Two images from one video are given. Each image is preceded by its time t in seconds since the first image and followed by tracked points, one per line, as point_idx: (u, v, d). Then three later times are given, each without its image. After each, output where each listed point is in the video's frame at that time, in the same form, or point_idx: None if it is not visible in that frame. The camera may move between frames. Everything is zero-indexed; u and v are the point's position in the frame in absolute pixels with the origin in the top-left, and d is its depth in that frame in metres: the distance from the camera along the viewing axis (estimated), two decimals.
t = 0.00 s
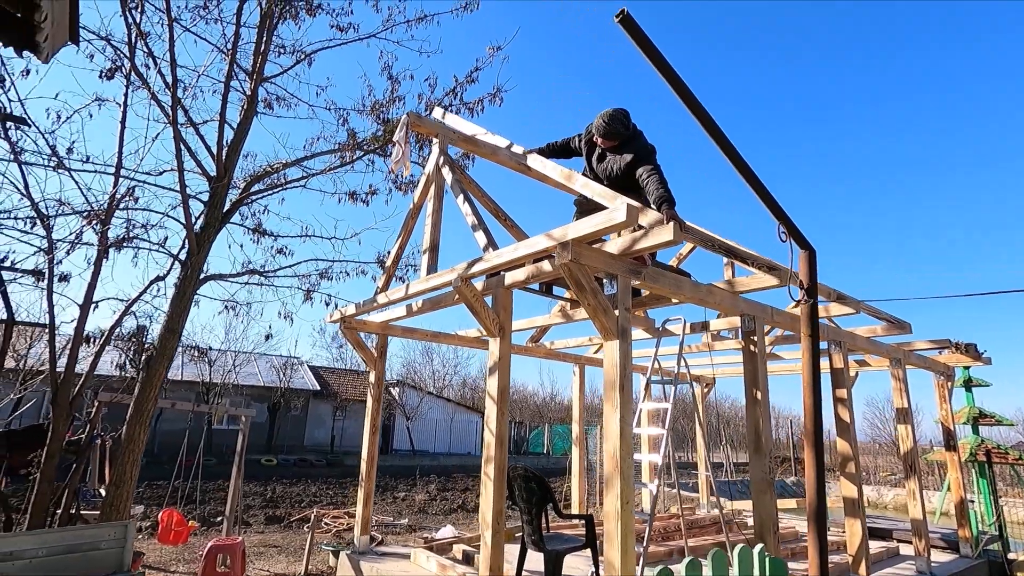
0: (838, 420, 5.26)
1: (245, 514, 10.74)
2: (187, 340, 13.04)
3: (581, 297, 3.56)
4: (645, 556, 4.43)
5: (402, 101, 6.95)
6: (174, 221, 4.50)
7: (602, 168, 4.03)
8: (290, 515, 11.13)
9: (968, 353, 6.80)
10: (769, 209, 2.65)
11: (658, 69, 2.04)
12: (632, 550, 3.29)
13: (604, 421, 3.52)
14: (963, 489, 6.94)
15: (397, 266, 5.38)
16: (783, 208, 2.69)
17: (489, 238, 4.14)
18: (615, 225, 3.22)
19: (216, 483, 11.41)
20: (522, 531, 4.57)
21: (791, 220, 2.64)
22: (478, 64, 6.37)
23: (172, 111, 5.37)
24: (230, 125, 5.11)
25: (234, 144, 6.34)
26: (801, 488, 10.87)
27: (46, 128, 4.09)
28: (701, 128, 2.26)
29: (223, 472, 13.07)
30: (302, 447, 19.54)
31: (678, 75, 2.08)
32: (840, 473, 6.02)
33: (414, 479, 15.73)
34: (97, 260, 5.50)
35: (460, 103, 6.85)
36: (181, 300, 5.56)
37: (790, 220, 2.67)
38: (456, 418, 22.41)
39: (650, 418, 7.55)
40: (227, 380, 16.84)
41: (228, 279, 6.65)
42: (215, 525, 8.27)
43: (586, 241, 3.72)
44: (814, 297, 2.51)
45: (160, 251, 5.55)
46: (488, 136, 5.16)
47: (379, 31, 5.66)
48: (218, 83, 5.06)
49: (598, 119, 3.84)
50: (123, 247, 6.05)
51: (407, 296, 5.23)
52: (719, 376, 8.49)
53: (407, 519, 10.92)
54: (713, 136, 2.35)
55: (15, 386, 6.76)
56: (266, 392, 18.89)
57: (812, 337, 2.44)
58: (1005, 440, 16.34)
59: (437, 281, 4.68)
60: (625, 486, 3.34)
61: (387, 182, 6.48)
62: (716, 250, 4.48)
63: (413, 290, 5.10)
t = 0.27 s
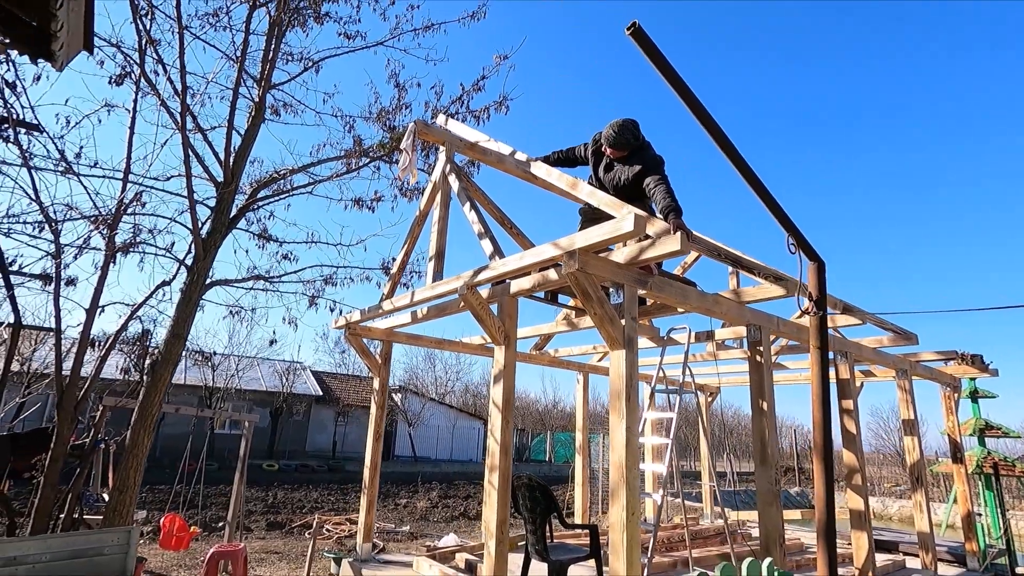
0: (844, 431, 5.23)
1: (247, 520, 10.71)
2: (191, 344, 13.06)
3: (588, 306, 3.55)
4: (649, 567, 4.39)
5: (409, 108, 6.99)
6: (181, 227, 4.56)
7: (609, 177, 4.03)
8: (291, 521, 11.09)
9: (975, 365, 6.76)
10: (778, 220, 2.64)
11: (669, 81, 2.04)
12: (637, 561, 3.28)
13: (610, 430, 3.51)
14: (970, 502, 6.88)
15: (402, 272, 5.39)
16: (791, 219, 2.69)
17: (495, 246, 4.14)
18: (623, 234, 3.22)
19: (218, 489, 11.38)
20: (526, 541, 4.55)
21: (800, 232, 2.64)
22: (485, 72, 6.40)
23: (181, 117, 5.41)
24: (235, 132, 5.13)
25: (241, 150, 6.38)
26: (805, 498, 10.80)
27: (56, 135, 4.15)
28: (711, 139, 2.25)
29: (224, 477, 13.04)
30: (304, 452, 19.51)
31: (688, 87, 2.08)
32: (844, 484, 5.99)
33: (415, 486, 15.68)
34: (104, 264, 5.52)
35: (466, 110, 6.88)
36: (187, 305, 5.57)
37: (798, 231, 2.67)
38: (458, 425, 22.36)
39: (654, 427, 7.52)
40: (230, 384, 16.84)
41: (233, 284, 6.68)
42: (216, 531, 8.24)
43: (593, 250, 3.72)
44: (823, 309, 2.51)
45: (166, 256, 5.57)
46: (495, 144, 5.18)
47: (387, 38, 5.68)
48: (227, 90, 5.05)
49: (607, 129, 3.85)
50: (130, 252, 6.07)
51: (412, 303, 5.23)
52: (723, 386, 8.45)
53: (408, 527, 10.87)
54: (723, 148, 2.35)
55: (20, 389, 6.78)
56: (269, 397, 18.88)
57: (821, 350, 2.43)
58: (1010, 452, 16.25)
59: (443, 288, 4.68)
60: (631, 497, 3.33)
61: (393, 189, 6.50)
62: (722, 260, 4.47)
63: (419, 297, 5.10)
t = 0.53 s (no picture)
0: (846, 443, 5.19)
1: (245, 523, 10.68)
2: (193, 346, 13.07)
3: (589, 313, 3.54)
4: None
5: (413, 114, 7.01)
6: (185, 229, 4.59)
7: (611, 183, 4.03)
8: (289, 524, 11.05)
9: (979, 378, 6.71)
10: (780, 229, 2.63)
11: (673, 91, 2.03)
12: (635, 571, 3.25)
13: (609, 439, 3.48)
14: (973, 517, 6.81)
15: (404, 277, 5.39)
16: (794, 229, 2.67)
17: (497, 252, 4.14)
18: (625, 241, 3.21)
19: (216, 491, 11.36)
20: (524, 549, 4.51)
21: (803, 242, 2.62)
22: (490, 78, 6.42)
23: (186, 120, 5.43)
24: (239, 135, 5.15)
25: (246, 153, 6.40)
26: (807, 510, 10.71)
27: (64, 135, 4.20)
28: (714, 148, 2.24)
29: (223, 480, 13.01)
30: (303, 456, 19.47)
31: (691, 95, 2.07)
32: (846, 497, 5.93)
33: (414, 491, 15.61)
34: (107, 265, 5.53)
35: (470, 116, 6.90)
36: (189, 307, 5.58)
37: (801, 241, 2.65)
38: (458, 430, 22.30)
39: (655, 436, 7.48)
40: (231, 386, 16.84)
41: (235, 287, 6.69)
42: (213, 534, 8.21)
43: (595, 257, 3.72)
44: (826, 320, 2.49)
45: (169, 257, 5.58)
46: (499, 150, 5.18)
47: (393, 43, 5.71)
48: (232, 94, 5.08)
49: (610, 135, 3.85)
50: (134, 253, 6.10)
51: (414, 308, 5.23)
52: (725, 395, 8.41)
53: (407, 533, 10.82)
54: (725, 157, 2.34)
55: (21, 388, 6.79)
56: (269, 399, 18.88)
57: (823, 361, 2.41)
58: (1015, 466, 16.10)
59: (444, 293, 4.67)
60: (630, 507, 3.30)
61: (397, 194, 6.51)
62: (725, 269, 4.46)
63: (420, 302, 5.09)
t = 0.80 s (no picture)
0: (839, 450, 5.16)
1: (238, 525, 10.62)
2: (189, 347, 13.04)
3: (578, 317, 3.52)
4: None
5: (409, 116, 7.00)
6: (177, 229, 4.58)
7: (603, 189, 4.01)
8: (282, 527, 11.00)
9: (974, 385, 6.68)
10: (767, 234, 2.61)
11: (657, 94, 2.01)
12: None
13: (597, 444, 3.45)
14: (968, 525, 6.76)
15: (397, 280, 5.37)
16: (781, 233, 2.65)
17: (488, 255, 4.12)
18: (614, 246, 3.19)
19: (210, 493, 11.31)
20: (513, 555, 4.47)
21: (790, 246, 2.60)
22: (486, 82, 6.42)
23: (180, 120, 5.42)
24: (235, 136, 5.15)
25: (241, 154, 6.39)
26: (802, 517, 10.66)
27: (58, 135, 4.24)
28: (700, 152, 2.22)
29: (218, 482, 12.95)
30: (299, 458, 19.41)
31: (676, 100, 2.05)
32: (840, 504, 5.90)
33: (410, 495, 15.55)
34: (99, 266, 5.51)
35: (466, 119, 6.89)
36: (181, 307, 5.56)
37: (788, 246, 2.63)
38: (455, 434, 22.24)
39: (649, 442, 7.44)
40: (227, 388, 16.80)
41: (229, 288, 6.67)
42: (205, 536, 8.16)
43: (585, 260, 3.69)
44: (812, 326, 2.47)
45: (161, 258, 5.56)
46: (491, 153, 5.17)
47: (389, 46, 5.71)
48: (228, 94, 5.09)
49: (601, 140, 3.83)
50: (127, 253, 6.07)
51: (405, 310, 5.21)
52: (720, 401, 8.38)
53: (400, 537, 10.77)
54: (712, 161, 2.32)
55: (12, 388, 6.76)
56: (266, 401, 18.85)
57: (809, 368, 2.39)
58: (1012, 475, 16.03)
59: (435, 296, 4.65)
60: (618, 514, 3.27)
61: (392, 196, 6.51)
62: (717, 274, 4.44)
63: (412, 305, 5.08)
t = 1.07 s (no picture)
0: (825, 449, 5.16)
1: (226, 524, 10.55)
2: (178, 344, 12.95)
3: (561, 314, 3.49)
4: None
5: (399, 112, 6.96)
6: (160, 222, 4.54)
7: (588, 187, 3.97)
8: (271, 526, 10.93)
9: (961, 386, 6.69)
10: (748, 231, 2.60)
11: (634, 86, 1.99)
12: None
13: (579, 442, 3.43)
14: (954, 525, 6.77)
15: (383, 276, 5.33)
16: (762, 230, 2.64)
17: (472, 252, 4.09)
18: (596, 242, 3.16)
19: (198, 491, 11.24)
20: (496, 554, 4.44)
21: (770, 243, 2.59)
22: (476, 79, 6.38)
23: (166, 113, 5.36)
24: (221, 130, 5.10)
25: (228, 149, 6.34)
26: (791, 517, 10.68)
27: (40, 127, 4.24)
28: (679, 146, 2.20)
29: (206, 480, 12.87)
30: (290, 456, 19.32)
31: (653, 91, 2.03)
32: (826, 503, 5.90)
33: (400, 494, 15.49)
34: (82, 260, 5.45)
35: (456, 116, 6.86)
36: (165, 303, 5.50)
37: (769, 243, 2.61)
38: (447, 433, 22.19)
39: (638, 441, 7.43)
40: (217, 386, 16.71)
41: (215, 283, 6.61)
42: (191, 534, 8.10)
43: (569, 257, 3.67)
44: (791, 323, 2.45)
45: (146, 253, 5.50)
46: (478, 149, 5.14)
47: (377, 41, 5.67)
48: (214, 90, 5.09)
49: (584, 138, 3.81)
50: (112, 247, 6.01)
51: (391, 307, 5.17)
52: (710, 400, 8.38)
53: (389, 535, 10.72)
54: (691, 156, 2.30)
55: None
56: (257, 399, 18.77)
57: (788, 365, 2.37)
58: (1001, 476, 16.12)
59: (420, 293, 4.62)
60: (599, 511, 3.25)
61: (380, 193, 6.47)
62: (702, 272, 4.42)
63: (397, 301, 5.04)
